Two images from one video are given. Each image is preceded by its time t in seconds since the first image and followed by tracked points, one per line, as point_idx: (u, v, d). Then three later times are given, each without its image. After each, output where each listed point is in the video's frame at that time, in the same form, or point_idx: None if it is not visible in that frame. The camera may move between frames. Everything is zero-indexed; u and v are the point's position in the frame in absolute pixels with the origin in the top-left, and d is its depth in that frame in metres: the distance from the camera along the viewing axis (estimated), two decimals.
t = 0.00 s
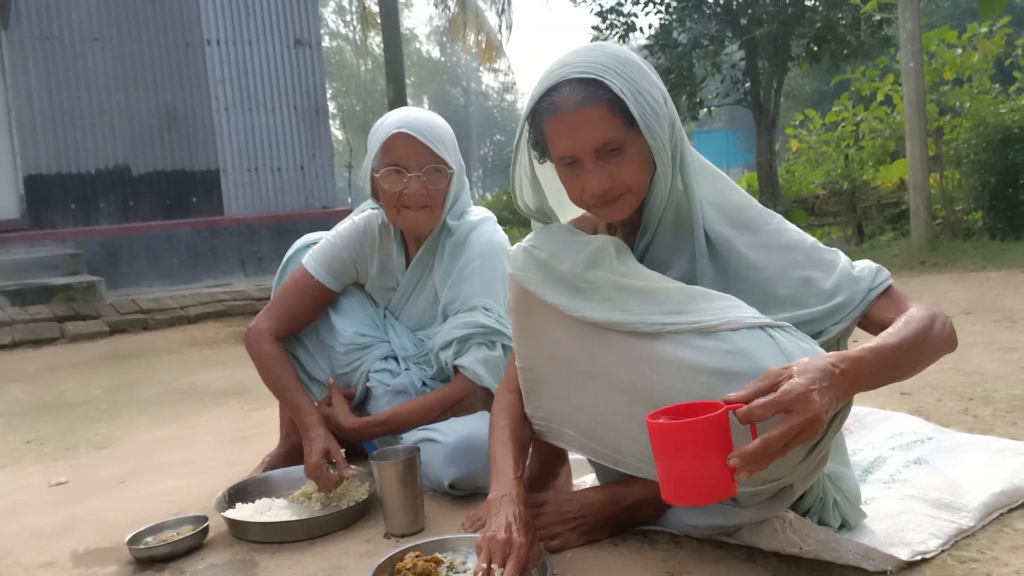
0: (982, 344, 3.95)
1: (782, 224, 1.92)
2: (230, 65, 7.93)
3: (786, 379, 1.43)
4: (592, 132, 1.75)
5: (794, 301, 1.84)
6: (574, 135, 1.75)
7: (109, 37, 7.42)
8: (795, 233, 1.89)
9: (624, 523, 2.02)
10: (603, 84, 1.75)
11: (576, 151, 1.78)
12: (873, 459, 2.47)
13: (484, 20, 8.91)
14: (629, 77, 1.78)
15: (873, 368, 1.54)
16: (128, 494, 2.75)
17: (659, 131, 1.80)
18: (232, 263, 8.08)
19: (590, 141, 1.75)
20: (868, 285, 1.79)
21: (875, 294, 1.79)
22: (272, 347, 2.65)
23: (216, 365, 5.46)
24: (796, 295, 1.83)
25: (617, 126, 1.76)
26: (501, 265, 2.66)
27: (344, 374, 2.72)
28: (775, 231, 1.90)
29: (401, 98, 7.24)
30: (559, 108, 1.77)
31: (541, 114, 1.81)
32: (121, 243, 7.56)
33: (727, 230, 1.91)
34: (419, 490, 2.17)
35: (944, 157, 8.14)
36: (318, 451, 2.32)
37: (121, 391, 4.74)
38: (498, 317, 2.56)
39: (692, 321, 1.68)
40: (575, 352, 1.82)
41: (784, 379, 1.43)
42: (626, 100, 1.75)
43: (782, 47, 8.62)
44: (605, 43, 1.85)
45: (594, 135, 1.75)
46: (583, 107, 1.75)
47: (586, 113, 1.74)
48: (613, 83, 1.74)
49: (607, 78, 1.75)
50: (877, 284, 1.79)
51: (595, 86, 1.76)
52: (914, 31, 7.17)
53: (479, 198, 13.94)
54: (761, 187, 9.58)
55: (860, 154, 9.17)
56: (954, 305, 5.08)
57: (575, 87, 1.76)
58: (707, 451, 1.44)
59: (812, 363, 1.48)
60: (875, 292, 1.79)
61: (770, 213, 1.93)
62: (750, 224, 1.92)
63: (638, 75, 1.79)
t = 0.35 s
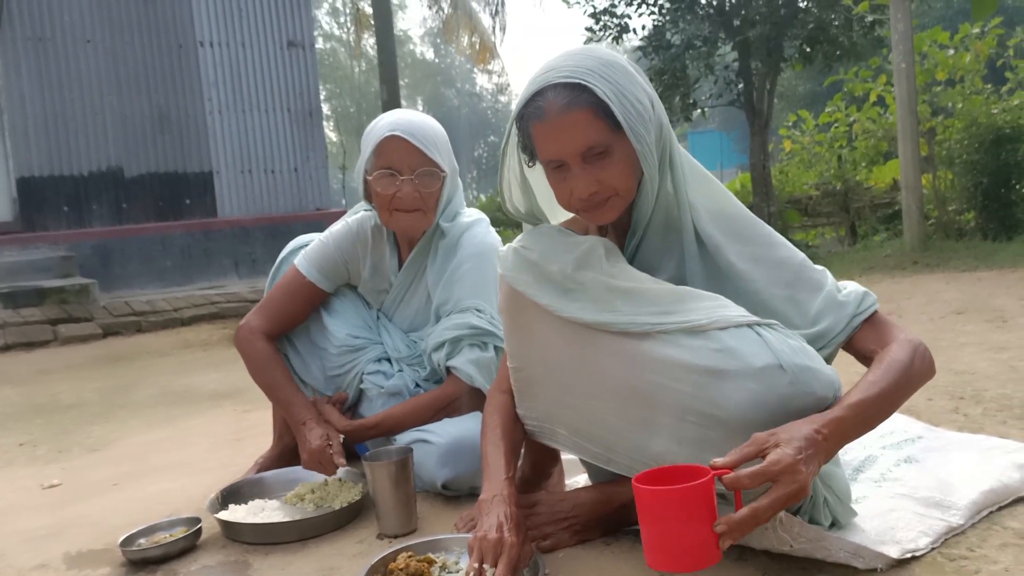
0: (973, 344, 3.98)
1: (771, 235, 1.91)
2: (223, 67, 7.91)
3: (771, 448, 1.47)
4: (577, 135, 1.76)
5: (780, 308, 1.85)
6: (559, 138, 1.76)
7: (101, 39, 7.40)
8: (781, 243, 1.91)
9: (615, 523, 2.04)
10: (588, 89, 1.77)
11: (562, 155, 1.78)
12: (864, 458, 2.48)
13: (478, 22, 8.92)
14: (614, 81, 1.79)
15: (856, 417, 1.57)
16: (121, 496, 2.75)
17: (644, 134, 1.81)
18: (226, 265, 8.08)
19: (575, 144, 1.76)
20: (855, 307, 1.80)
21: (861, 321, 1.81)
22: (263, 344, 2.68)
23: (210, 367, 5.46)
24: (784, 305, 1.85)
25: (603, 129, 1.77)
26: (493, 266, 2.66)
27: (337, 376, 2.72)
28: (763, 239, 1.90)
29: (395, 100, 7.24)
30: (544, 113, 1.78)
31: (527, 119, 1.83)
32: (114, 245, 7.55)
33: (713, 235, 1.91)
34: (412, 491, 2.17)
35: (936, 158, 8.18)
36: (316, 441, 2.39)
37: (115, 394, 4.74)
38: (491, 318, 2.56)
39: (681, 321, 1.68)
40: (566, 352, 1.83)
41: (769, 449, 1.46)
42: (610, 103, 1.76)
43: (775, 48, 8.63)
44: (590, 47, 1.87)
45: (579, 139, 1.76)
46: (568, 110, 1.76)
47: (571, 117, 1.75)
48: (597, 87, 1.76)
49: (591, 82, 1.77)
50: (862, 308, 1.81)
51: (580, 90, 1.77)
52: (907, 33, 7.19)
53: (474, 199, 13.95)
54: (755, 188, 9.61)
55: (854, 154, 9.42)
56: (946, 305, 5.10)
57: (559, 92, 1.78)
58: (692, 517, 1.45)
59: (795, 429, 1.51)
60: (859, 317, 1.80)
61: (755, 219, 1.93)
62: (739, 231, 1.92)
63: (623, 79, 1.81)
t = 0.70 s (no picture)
0: (969, 340, 3.99)
1: (766, 247, 1.93)
2: (219, 66, 7.89)
3: (751, 512, 1.54)
4: (569, 137, 1.76)
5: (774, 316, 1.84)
6: (552, 140, 1.77)
7: (97, 38, 7.39)
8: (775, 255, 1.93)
9: (612, 520, 2.04)
10: (582, 91, 1.77)
11: (556, 157, 1.79)
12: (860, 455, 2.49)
13: (474, 21, 8.92)
14: (610, 82, 1.80)
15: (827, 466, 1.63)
16: (118, 496, 2.75)
17: (639, 137, 1.81)
18: (223, 264, 8.04)
19: (568, 146, 1.77)
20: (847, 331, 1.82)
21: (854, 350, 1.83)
22: (246, 315, 2.68)
23: (207, 366, 5.46)
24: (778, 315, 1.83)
25: (596, 131, 1.77)
26: (488, 263, 2.65)
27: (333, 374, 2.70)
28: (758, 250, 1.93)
29: (392, 99, 7.24)
30: (539, 114, 1.78)
31: (521, 119, 1.83)
32: (111, 244, 7.55)
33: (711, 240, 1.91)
34: (408, 488, 2.18)
35: (932, 155, 8.20)
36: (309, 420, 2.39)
37: (112, 393, 4.73)
38: (486, 316, 2.57)
39: (677, 320, 1.69)
40: (563, 351, 1.83)
41: (749, 513, 1.53)
42: (604, 106, 1.76)
43: (771, 46, 8.67)
44: (586, 48, 1.87)
45: (572, 141, 1.76)
46: (561, 112, 1.76)
47: (564, 119, 1.76)
48: (591, 89, 1.76)
49: (586, 84, 1.77)
50: (856, 336, 1.83)
51: (574, 92, 1.77)
52: (902, 31, 7.20)
53: (471, 199, 13.96)
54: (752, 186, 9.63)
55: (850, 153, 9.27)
56: (942, 302, 5.12)
57: (554, 93, 1.78)
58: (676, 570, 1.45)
59: (771, 490, 1.58)
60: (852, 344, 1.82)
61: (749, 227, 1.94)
62: (735, 235, 1.94)
63: (618, 80, 1.81)
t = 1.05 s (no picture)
0: (968, 336, 3.99)
1: (767, 245, 1.95)
2: (218, 65, 7.84)
3: (752, 529, 1.56)
4: (588, 145, 1.75)
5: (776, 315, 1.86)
6: (570, 148, 1.76)
7: (95, 37, 7.38)
8: (775, 258, 1.94)
9: (613, 516, 2.04)
10: (598, 96, 1.75)
11: (572, 164, 1.78)
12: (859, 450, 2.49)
13: (472, 18, 8.90)
14: (625, 86, 1.78)
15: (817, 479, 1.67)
16: (118, 494, 2.75)
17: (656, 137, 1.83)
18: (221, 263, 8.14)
19: (586, 154, 1.76)
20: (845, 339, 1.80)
21: (855, 359, 1.81)
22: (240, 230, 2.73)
23: (206, 364, 5.47)
24: (781, 313, 1.86)
25: (612, 137, 1.77)
26: (483, 262, 2.65)
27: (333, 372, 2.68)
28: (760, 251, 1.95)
29: (390, 97, 7.23)
30: (554, 122, 1.77)
31: (534, 127, 1.81)
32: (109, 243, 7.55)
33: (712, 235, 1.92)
34: (409, 485, 2.18)
35: (931, 152, 8.20)
36: (295, 320, 2.46)
37: (110, 392, 4.72)
38: (481, 315, 2.56)
39: (676, 317, 1.69)
40: (562, 348, 1.83)
41: (749, 531, 1.56)
42: (622, 110, 1.75)
43: (769, 43, 8.66)
44: (592, 47, 1.83)
45: (591, 148, 1.76)
46: (579, 121, 1.75)
47: (582, 128, 1.75)
48: (608, 95, 1.74)
49: (602, 90, 1.75)
50: (858, 346, 1.80)
51: (589, 98, 1.75)
52: (900, 27, 7.20)
53: (470, 197, 13.94)
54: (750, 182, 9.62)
55: (849, 149, 9.40)
56: (940, 298, 5.11)
57: (570, 100, 1.76)
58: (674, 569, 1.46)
59: (767, 507, 1.61)
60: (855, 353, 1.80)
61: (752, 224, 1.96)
62: (738, 232, 1.96)
63: (631, 82, 1.79)
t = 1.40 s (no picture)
0: (966, 329, 4.00)
1: (766, 236, 1.97)
2: (214, 59, 7.84)
3: (750, 516, 1.58)
4: (609, 132, 1.75)
5: (777, 302, 1.87)
6: (590, 137, 1.75)
7: (92, 33, 7.36)
8: (775, 246, 1.96)
9: (612, 508, 2.05)
10: (618, 83, 1.76)
11: (590, 152, 1.77)
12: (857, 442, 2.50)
13: (470, 13, 8.88)
14: (639, 74, 1.79)
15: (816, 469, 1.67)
16: (116, 488, 2.75)
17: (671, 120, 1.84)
18: (220, 258, 8.13)
19: (606, 141, 1.76)
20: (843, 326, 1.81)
21: (854, 347, 1.82)
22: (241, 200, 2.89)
23: (205, 360, 5.47)
24: (781, 299, 1.86)
25: (630, 123, 1.77)
26: (473, 255, 2.64)
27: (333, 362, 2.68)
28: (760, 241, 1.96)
29: (388, 92, 7.22)
30: (574, 110, 1.75)
31: (551, 116, 1.78)
32: (107, 240, 7.54)
33: (712, 223, 1.92)
34: (407, 478, 2.18)
35: (929, 146, 8.21)
36: (285, 241, 2.58)
37: (109, 388, 4.72)
38: (477, 309, 2.55)
39: (674, 307, 1.69)
40: (561, 338, 1.83)
41: (748, 518, 1.58)
42: (642, 96, 1.77)
43: (767, 38, 8.66)
44: (603, 36, 1.84)
45: (610, 136, 1.76)
46: (599, 107, 1.74)
47: (603, 114, 1.74)
48: (628, 80, 1.75)
49: (621, 76, 1.76)
50: (856, 333, 1.82)
51: (609, 84, 1.76)
52: (898, 21, 7.19)
53: (468, 192, 13.94)
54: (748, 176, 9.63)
55: (846, 143, 9.28)
56: (938, 291, 5.12)
57: (590, 88, 1.75)
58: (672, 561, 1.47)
59: (768, 494, 1.62)
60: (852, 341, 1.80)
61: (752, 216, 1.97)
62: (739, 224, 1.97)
63: (644, 71, 1.81)
